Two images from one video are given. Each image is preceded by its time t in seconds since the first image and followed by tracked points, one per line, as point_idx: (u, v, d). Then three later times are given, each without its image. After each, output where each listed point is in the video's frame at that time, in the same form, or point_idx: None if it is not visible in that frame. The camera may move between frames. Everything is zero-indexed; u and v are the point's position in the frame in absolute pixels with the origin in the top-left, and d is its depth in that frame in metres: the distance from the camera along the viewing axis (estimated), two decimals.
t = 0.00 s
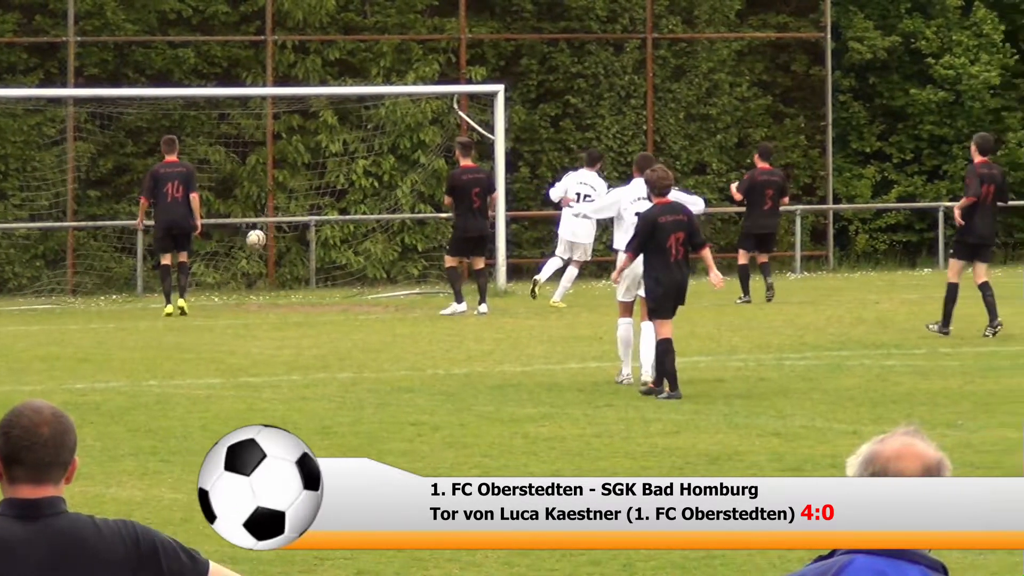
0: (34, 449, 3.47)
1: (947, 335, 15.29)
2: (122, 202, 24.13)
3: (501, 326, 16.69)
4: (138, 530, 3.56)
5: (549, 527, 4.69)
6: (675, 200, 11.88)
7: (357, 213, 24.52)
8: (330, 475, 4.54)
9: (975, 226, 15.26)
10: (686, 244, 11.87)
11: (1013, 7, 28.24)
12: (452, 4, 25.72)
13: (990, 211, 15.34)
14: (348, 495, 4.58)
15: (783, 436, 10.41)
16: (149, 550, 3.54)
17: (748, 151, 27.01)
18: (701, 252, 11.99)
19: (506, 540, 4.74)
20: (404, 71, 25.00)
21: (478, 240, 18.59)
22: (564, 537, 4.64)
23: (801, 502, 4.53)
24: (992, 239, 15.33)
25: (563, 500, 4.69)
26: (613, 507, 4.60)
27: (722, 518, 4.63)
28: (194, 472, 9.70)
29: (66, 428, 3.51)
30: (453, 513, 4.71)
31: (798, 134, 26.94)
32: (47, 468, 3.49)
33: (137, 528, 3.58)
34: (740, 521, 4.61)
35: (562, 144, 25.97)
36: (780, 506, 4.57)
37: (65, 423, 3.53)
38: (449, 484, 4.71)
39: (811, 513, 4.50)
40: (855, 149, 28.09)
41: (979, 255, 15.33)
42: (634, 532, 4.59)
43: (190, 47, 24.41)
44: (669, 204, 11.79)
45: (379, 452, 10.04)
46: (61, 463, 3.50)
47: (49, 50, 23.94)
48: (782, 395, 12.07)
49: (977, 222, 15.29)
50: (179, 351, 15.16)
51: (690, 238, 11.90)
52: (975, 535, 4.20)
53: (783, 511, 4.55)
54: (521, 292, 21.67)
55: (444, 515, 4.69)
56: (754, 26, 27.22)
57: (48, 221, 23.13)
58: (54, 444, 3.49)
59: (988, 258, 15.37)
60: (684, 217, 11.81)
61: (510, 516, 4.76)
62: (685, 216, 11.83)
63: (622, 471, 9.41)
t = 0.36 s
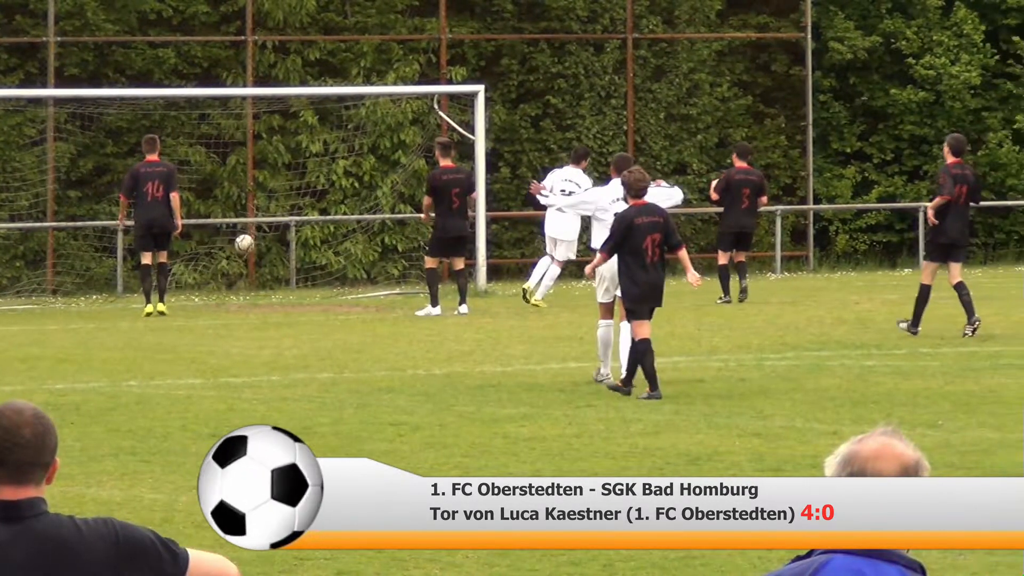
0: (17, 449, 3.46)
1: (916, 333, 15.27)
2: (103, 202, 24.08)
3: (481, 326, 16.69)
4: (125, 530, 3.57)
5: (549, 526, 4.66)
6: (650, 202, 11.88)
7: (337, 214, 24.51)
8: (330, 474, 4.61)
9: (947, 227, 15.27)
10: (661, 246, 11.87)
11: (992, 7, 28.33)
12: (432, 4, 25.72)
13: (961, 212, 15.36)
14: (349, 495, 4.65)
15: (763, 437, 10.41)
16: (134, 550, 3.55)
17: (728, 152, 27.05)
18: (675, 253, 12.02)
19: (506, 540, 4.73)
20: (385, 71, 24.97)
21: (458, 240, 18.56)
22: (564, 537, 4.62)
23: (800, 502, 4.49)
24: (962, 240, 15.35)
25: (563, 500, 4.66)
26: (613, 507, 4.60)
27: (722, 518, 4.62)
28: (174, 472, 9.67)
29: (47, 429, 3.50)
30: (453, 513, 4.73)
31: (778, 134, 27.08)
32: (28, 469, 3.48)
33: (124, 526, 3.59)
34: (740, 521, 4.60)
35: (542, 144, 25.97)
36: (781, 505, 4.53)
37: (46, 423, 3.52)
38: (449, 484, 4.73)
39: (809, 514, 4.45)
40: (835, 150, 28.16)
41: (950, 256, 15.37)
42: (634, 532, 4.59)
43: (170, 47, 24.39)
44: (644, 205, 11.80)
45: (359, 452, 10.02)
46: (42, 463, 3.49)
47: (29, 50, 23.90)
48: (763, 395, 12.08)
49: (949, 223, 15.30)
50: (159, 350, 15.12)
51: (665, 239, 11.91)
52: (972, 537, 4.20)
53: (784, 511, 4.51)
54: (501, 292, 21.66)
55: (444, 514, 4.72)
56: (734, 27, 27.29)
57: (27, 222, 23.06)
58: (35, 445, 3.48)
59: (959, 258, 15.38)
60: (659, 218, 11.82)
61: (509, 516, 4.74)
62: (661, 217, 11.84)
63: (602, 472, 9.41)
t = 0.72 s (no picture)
0: None
1: (892, 335, 15.33)
2: (84, 202, 24.04)
3: (462, 326, 16.70)
4: (106, 527, 3.70)
5: (550, 527, 4.31)
6: (626, 204, 11.90)
7: (318, 214, 24.46)
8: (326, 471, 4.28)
9: (919, 230, 15.33)
10: (638, 247, 11.88)
11: (973, 7, 28.40)
12: (413, 5, 25.71)
13: (935, 214, 15.39)
14: (347, 495, 4.31)
15: (744, 437, 10.43)
16: (116, 547, 3.68)
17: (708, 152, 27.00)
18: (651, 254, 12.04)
19: (508, 541, 4.35)
20: (366, 71, 24.93)
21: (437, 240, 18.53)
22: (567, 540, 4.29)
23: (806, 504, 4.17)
24: (935, 242, 15.40)
25: (564, 499, 4.31)
26: (615, 507, 4.27)
27: (721, 518, 4.29)
28: (155, 472, 9.66)
29: (29, 431, 3.57)
30: (453, 512, 4.35)
31: (758, 135, 27.18)
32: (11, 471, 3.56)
33: (101, 523, 3.71)
34: (740, 522, 4.28)
35: (522, 144, 25.99)
36: (782, 505, 4.22)
37: (28, 424, 3.59)
38: (449, 483, 4.34)
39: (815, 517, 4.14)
40: (816, 150, 28.23)
41: (924, 258, 15.43)
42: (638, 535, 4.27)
43: (151, 48, 24.35)
44: (620, 207, 11.81)
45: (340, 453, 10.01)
46: (25, 464, 3.58)
47: (10, 50, 23.85)
48: (743, 395, 12.09)
49: (921, 226, 15.35)
50: (140, 351, 15.10)
51: (641, 241, 11.92)
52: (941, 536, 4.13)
53: (785, 511, 4.20)
54: (482, 292, 21.71)
55: (445, 515, 4.34)
56: (715, 27, 27.32)
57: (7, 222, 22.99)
58: (17, 447, 3.56)
59: (933, 261, 15.44)
60: (636, 220, 11.82)
61: (510, 516, 4.34)
62: (637, 219, 11.85)
63: (583, 472, 9.42)
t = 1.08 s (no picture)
0: None
1: (869, 334, 15.40)
2: (64, 202, 23.96)
3: (443, 326, 16.70)
4: (87, 523, 3.79)
5: (549, 527, 4.34)
6: (602, 204, 11.86)
7: (298, 214, 24.43)
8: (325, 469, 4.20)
9: (891, 233, 15.38)
10: (614, 248, 11.87)
11: (953, 7, 28.47)
12: (393, 5, 25.68)
13: (909, 218, 15.40)
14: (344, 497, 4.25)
15: (724, 437, 10.44)
16: (97, 544, 3.77)
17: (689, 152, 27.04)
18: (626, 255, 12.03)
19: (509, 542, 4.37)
20: (346, 71, 24.94)
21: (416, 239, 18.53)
22: (566, 539, 4.32)
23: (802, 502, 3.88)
24: (909, 245, 15.45)
25: (562, 500, 4.35)
26: (613, 507, 4.34)
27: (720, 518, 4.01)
28: (135, 472, 9.64)
29: (10, 431, 3.65)
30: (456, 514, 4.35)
31: (740, 134, 27.21)
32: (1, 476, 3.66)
33: (83, 519, 3.81)
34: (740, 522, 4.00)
35: (503, 145, 25.96)
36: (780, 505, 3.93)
37: (10, 425, 3.66)
38: (450, 485, 4.33)
39: (811, 513, 3.86)
40: (796, 150, 28.27)
41: (897, 260, 15.48)
42: (633, 534, 4.33)
43: (131, 47, 24.27)
44: (597, 208, 11.77)
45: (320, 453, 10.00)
46: (6, 466, 3.66)
47: None
48: (723, 395, 12.11)
49: (894, 229, 15.40)
50: (120, 351, 15.07)
51: (618, 242, 11.90)
52: (914, 535, 4.05)
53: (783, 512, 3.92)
54: (462, 292, 21.72)
55: (446, 515, 4.35)
56: (696, 27, 27.33)
57: None
58: None
59: (907, 264, 15.49)
60: (613, 222, 11.80)
61: (509, 516, 4.37)
62: (613, 221, 11.82)
63: (564, 471, 9.42)
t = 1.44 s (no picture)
0: None
1: (848, 334, 15.45)
2: (44, 202, 23.89)
3: (424, 326, 16.70)
4: (66, 522, 3.74)
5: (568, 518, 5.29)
6: (579, 206, 11.88)
7: (279, 214, 24.41)
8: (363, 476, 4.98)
9: (865, 235, 15.43)
10: (590, 249, 11.89)
11: (933, 8, 28.56)
12: (374, 5, 25.69)
13: (882, 221, 15.45)
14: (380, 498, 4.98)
15: (705, 437, 10.45)
16: (77, 542, 3.72)
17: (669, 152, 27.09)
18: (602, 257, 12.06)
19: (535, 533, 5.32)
20: (327, 72, 24.96)
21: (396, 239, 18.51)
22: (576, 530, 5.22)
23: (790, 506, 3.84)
24: (882, 248, 15.48)
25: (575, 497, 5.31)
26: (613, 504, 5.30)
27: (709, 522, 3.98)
28: (115, 472, 9.62)
29: None
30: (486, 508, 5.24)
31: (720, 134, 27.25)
32: None
33: (61, 518, 3.75)
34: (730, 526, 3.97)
35: (484, 145, 25.97)
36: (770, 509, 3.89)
37: None
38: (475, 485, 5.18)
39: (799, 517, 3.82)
40: (777, 150, 28.30)
41: (872, 262, 15.53)
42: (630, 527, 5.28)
43: (112, 48, 24.23)
44: (574, 209, 11.79)
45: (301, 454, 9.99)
46: None
47: None
48: (704, 395, 12.12)
49: (867, 232, 15.44)
50: (101, 351, 15.04)
51: (593, 243, 11.93)
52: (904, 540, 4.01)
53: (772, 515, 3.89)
54: (443, 292, 21.72)
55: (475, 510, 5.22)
56: (677, 27, 27.39)
57: None
58: None
59: (881, 266, 15.54)
60: (590, 222, 11.82)
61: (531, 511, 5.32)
62: (590, 222, 11.84)
63: (545, 471, 9.43)
